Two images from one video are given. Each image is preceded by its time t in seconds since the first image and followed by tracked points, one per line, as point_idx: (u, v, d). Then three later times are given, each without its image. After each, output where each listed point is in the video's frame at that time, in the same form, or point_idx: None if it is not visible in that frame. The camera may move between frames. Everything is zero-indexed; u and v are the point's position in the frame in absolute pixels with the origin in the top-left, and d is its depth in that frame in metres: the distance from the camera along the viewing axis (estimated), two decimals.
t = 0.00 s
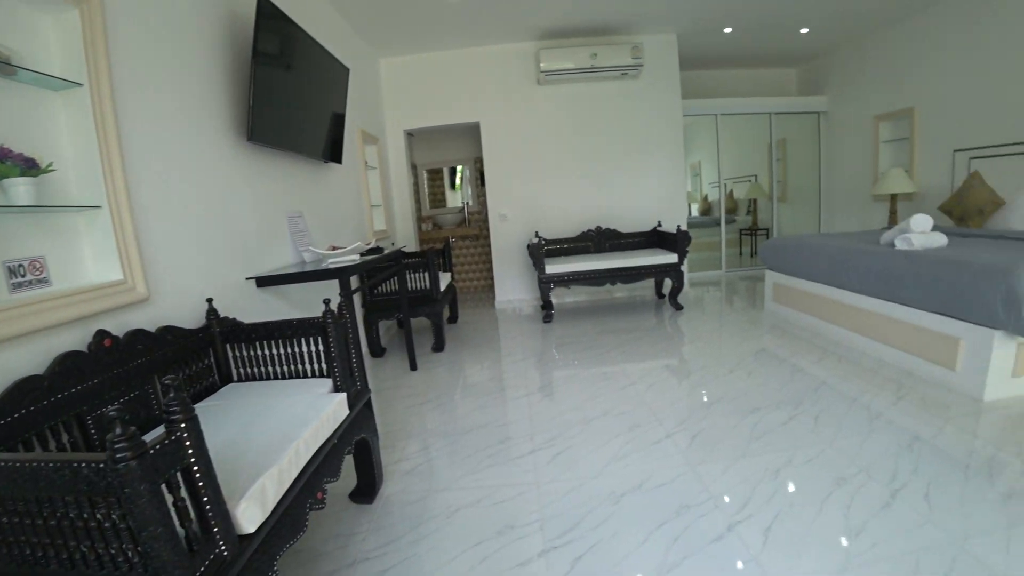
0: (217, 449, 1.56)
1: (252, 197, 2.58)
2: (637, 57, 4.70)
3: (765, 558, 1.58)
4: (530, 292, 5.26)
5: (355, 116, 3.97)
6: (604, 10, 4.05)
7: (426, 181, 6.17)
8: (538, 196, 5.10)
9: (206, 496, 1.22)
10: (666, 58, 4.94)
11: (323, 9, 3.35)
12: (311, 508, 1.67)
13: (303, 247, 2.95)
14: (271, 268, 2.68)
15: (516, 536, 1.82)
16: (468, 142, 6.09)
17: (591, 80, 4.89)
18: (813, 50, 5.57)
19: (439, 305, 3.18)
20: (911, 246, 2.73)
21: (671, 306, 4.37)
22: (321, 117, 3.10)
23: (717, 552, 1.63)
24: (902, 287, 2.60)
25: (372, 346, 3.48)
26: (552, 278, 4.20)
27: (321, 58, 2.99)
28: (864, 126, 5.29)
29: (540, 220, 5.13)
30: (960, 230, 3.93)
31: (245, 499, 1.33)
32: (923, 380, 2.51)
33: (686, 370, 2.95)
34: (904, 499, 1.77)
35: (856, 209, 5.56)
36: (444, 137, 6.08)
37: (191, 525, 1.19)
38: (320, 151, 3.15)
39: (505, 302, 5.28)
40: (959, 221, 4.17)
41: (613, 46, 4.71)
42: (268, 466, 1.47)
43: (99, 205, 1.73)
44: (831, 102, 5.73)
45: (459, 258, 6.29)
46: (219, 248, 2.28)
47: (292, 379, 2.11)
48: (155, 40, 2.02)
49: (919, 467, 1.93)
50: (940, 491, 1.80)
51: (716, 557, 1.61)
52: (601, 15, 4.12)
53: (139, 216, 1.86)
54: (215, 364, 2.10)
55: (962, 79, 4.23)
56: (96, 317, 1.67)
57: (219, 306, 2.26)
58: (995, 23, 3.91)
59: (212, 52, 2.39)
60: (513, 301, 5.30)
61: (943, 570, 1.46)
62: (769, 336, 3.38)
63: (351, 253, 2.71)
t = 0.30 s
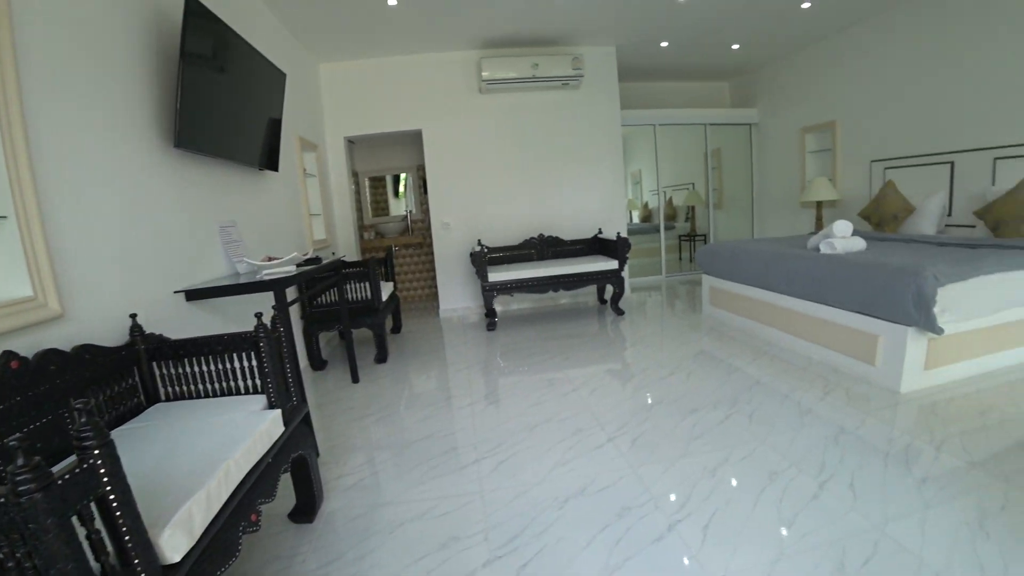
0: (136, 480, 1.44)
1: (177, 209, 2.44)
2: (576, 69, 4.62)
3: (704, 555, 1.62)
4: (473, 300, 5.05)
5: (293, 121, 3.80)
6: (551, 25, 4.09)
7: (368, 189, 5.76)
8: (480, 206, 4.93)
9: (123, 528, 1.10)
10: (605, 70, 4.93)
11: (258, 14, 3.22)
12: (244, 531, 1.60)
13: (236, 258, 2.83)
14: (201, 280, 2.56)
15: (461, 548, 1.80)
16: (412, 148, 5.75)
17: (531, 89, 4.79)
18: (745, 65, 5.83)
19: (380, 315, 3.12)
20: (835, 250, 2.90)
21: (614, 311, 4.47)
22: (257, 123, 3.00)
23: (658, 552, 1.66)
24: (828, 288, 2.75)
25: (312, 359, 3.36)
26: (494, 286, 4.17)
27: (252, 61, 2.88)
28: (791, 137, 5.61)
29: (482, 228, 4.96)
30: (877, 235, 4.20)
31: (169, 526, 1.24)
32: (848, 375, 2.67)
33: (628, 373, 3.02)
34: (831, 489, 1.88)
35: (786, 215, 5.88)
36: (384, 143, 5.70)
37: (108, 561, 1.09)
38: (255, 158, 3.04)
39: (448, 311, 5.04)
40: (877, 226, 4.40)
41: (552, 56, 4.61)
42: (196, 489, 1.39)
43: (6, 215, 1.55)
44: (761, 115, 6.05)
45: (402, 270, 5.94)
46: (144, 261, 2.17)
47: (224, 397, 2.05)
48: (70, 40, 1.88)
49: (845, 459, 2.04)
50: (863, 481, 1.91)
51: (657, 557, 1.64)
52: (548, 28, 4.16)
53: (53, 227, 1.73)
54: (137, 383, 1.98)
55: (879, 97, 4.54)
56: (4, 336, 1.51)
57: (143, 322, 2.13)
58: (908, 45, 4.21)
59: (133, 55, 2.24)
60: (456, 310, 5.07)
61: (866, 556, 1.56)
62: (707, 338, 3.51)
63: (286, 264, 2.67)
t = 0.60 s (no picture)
0: (43, 509, 1.32)
1: (98, 214, 2.29)
2: (519, 79, 4.65)
3: (646, 558, 1.65)
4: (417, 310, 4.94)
5: (230, 126, 3.66)
6: (501, 35, 4.13)
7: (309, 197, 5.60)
8: (427, 213, 4.87)
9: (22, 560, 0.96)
10: (547, 82, 5.02)
11: (193, 13, 3.09)
12: (167, 558, 1.50)
13: (163, 268, 2.69)
14: (125, 292, 2.41)
15: (402, 564, 1.75)
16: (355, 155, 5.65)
17: (474, 98, 4.80)
18: (683, 80, 6.09)
19: (320, 326, 3.04)
20: (766, 257, 3.05)
21: (557, 319, 4.51)
22: (190, 128, 2.88)
23: (600, 557, 1.67)
24: (760, 294, 2.88)
25: (249, 373, 3.20)
26: (438, 295, 4.12)
27: (186, 62, 2.76)
28: (727, 150, 5.88)
29: (425, 236, 4.90)
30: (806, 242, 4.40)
31: (79, 558, 1.15)
32: (781, 377, 2.80)
33: (575, 381, 3.05)
34: (765, 487, 1.95)
35: (723, 224, 6.15)
36: (326, 150, 5.57)
37: None
38: (188, 164, 2.91)
39: (392, 322, 4.90)
40: (806, 234, 4.63)
41: (496, 67, 4.64)
42: (112, 516, 1.29)
43: None
44: (699, 128, 6.32)
45: (343, 279, 5.75)
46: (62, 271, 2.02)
47: (146, 416, 1.93)
48: None
49: (777, 456, 2.13)
50: (794, 478, 2.00)
51: (600, 563, 1.65)
52: (494, 39, 4.21)
53: None
54: (49, 404, 1.82)
55: (806, 112, 4.83)
56: None
57: (56, 337, 1.96)
58: (832, 64, 4.50)
59: (53, 53, 2.10)
60: (399, 321, 4.93)
61: (796, 550, 1.63)
62: (649, 344, 3.60)
63: (218, 273, 2.56)
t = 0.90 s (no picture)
0: None
1: (10, 222, 2.06)
2: (465, 87, 4.67)
3: (590, 564, 1.65)
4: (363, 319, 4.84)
5: (162, 129, 3.49)
6: (451, 43, 4.14)
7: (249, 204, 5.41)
8: (373, 221, 4.79)
9: None
10: (492, 91, 5.05)
11: (122, 9, 2.93)
12: None
13: (85, 278, 2.51)
14: (42, 305, 2.23)
15: None
16: (297, 161, 5.50)
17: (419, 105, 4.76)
18: (626, 93, 6.28)
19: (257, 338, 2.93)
20: (705, 264, 3.17)
21: (503, 327, 4.53)
22: (117, 130, 2.73)
23: (545, 566, 1.66)
24: (700, 300, 2.98)
25: (183, 389, 3.05)
26: (382, 304, 4.04)
27: (113, 61, 2.62)
28: (669, 160, 6.09)
29: (371, 244, 4.81)
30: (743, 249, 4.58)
31: None
32: (720, 379, 2.91)
33: (522, 389, 3.05)
34: (705, 487, 2.01)
35: (665, 232, 6.36)
36: (267, 155, 5.40)
37: None
38: (114, 168, 2.74)
39: (335, 333, 4.76)
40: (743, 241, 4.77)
41: (441, 74, 4.62)
42: (14, 552, 1.18)
43: None
44: (642, 139, 6.53)
45: (284, 289, 5.56)
46: None
47: (61, 439, 1.78)
48: None
49: (716, 456, 2.20)
50: (732, 477, 2.06)
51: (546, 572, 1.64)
52: (440, 47, 4.22)
53: None
54: None
55: (741, 125, 5.07)
56: None
57: None
58: (764, 81, 4.76)
59: None
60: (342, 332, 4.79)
61: (735, 549, 1.68)
62: (594, 350, 3.66)
63: (145, 284, 2.42)
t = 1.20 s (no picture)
0: None
1: None
2: (416, 94, 4.67)
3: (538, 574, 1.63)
4: (312, 328, 4.72)
5: (94, 129, 3.31)
6: (405, 49, 4.11)
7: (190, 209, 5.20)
8: (321, 228, 4.69)
9: None
10: (443, 98, 5.05)
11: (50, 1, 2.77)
12: None
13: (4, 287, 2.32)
14: None
15: None
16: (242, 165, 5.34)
17: (369, 111, 4.72)
18: (577, 103, 6.41)
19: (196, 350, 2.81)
20: (652, 271, 3.24)
21: (454, 335, 4.50)
22: (45, 129, 2.57)
23: None
24: (647, 306, 3.05)
25: (115, 404, 2.88)
26: (330, 313, 3.94)
27: (40, 56, 2.48)
28: (619, 169, 6.24)
29: (318, 252, 4.70)
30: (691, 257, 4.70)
31: None
32: (667, 384, 2.97)
33: (473, 398, 3.02)
34: (651, 490, 2.03)
35: (614, 240, 6.50)
36: (210, 159, 5.22)
37: None
38: (43, 169, 2.58)
39: (281, 342, 4.61)
40: (691, 248, 4.97)
41: (391, 80, 4.60)
42: None
43: None
44: (592, 148, 6.68)
45: (227, 297, 5.35)
46: None
47: None
48: None
49: (662, 460, 2.24)
50: (678, 479, 2.10)
51: None
52: (391, 52, 4.19)
53: None
54: None
55: (687, 136, 5.24)
56: None
57: None
58: (707, 94, 4.94)
59: None
60: (290, 342, 4.66)
61: (680, 551, 1.71)
62: (546, 357, 3.68)
63: (70, 293, 2.27)
